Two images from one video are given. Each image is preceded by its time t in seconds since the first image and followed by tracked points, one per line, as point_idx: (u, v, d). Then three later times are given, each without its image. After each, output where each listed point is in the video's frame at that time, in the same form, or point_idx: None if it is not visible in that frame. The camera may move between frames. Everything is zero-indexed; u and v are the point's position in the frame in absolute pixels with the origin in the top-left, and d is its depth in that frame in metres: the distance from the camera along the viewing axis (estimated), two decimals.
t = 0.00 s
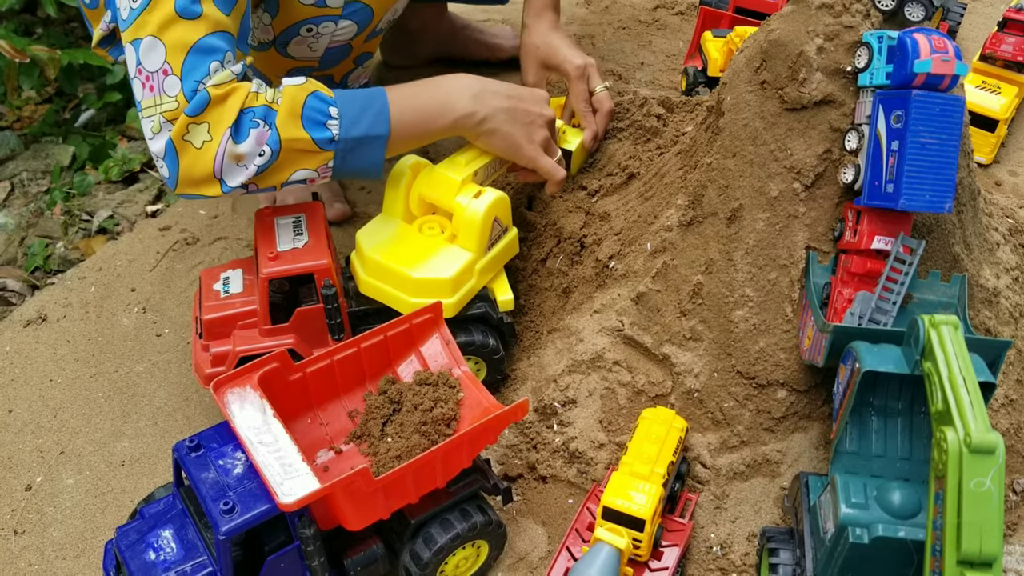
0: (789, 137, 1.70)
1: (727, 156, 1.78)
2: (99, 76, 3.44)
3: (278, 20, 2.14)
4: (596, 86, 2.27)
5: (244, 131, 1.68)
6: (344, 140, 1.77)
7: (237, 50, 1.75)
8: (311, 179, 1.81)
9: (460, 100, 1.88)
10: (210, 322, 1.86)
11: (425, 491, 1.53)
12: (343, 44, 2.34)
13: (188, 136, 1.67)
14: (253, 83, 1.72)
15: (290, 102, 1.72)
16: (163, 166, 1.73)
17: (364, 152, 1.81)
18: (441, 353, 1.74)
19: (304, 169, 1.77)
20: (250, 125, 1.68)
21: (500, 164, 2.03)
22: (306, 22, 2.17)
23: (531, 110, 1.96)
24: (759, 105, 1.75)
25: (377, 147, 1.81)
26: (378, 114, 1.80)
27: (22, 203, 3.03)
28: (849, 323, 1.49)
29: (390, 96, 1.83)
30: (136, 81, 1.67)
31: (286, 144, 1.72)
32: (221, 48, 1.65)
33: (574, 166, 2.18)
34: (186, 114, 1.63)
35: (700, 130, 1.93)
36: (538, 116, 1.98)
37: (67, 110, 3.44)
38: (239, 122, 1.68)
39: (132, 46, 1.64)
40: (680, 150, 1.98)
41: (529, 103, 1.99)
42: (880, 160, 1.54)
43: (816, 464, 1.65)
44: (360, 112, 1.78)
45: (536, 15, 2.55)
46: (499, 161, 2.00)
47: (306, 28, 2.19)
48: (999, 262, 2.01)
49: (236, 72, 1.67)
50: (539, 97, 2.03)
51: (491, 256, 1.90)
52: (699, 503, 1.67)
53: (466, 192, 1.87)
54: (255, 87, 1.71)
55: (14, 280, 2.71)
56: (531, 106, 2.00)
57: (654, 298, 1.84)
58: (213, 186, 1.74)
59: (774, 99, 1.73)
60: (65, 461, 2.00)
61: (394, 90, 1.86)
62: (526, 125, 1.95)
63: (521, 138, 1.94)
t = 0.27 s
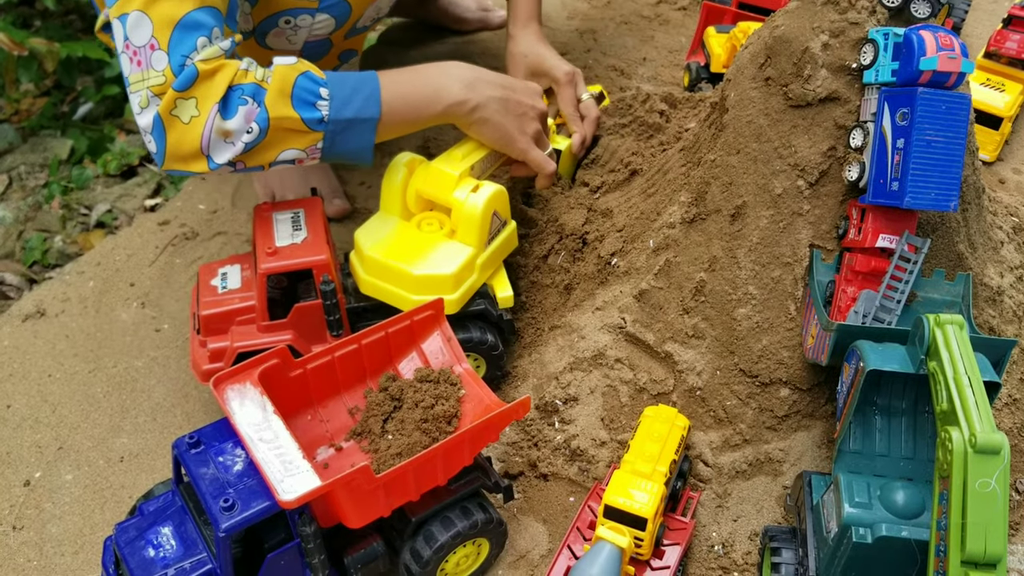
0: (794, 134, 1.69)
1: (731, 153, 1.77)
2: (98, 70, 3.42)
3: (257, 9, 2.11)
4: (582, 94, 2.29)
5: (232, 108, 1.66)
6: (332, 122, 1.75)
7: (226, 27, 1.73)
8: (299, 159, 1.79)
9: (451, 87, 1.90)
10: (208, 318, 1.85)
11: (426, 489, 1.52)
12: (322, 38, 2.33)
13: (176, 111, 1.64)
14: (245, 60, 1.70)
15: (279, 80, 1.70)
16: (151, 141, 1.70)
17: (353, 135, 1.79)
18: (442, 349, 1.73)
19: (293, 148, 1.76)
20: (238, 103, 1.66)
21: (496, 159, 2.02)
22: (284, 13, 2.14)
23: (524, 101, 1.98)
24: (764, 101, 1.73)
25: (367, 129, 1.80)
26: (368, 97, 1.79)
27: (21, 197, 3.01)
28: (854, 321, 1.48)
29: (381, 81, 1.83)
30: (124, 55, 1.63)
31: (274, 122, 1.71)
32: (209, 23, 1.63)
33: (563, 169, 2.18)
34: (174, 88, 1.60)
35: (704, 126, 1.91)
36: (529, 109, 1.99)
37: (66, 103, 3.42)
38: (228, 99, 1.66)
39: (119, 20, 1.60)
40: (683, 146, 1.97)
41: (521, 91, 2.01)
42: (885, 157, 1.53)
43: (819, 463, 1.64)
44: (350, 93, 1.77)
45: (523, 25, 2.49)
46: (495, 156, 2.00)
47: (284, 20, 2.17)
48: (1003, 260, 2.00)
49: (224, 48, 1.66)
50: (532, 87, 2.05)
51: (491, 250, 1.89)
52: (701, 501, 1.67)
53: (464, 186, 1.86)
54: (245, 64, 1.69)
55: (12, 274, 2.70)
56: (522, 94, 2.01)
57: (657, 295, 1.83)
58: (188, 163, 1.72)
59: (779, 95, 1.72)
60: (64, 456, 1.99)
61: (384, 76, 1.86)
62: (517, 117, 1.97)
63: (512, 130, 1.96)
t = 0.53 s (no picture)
0: (797, 132, 1.69)
1: (734, 151, 1.77)
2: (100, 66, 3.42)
3: None
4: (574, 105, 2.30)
5: (143, 73, 1.75)
6: (232, 103, 1.75)
7: None
8: (208, 132, 1.84)
9: (361, 86, 1.77)
10: (209, 313, 1.86)
11: (430, 485, 1.52)
12: (310, 19, 2.31)
13: (98, 68, 1.77)
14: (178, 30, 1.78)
15: (185, 54, 1.74)
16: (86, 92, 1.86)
17: (256, 118, 1.77)
18: (444, 345, 1.73)
19: (194, 122, 1.81)
20: (148, 72, 1.74)
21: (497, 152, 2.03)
22: None
23: (449, 101, 1.79)
24: (768, 99, 1.73)
25: (270, 114, 1.77)
26: (273, 83, 1.75)
27: (22, 192, 3.01)
28: (857, 319, 1.49)
29: (296, 68, 1.77)
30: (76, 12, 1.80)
31: (173, 95, 1.76)
32: None
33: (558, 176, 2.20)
34: (96, 47, 1.74)
35: (707, 124, 1.91)
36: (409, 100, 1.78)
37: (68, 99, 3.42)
38: (140, 65, 1.75)
39: None
40: (687, 144, 1.97)
41: (460, 84, 1.82)
42: (890, 155, 1.53)
43: (822, 461, 1.64)
44: (255, 78, 1.74)
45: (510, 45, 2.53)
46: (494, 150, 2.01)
47: None
48: (1006, 259, 2.00)
49: (155, 17, 1.78)
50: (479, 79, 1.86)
51: (493, 243, 1.89)
52: (704, 498, 1.67)
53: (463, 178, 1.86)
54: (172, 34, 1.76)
55: (14, 270, 2.70)
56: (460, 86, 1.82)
57: (660, 292, 1.83)
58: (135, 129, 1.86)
59: (783, 93, 1.71)
60: (66, 452, 1.99)
61: (302, 64, 1.79)
62: (441, 120, 1.79)
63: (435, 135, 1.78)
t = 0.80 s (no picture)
0: (801, 126, 1.69)
1: (737, 145, 1.76)
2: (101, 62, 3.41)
3: None
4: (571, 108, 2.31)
5: (108, 58, 2.10)
6: (161, 108, 2.03)
7: None
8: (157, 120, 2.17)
9: (247, 129, 1.92)
10: (209, 310, 1.86)
11: (432, 481, 1.52)
12: (347, 14, 2.20)
13: (82, 44, 2.13)
14: (144, 22, 2.10)
15: (131, 57, 2.06)
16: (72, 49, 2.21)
17: (181, 125, 2.05)
18: (447, 341, 1.73)
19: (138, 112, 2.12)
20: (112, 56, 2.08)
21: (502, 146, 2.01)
22: None
23: (352, 144, 1.78)
24: (772, 93, 1.72)
25: (187, 124, 2.03)
26: (190, 100, 1.98)
27: (23, 189, 3.01)
28: (861, 314, 1.48)
29: (213, 87, 1.98)
30: None
31: (117, 88, 2.10)
32: None
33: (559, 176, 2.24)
34: (80, 28, 2.09)
35: (710, 118, 1.90)
36: (310, 161, 1.82)
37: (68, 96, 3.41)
38: (109, 51, 2.09)
39: None
40: (689, 139, 1.96)
41: (322, 127, 1.83)
42: (894, 149, 1.52)
43: (825, 456, 1.64)
44: (180, 90, 1.99)
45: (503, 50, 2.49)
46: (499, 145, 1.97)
47: None
48: (1010, 254, 1.99)
49: (132, 12, 2.09)
50: (336, 129, 1.81)
51: (493, 241, 1.88)
52: (707, 494, 1.66)
53: (464, 175, 1.84)
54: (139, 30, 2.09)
55: (15, 266, 2.69)
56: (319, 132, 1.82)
57: (663, 287, 1.82)
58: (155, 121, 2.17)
59: (786, 87, 1.71)
60: (68, 448, 1.99)
61: (218, 91, 1.97)
62: (300, 170, 1.85)
63: (299, 196, 1.85)
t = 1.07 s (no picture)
0: (800, 122, 1.68)
1: (736, 141, 1.76)
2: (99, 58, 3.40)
3: None
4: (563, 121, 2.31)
5: (120, 60, 2.09)
6: (176, 109, 2.04)
7: None
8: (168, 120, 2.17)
9: (268, 131, 1.96)
10: (208, 306, 1.84)
11: (430, 477, 1.51)
12: (335, 11, 2.18)
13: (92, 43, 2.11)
14: (155, 21, 2.07)
15: (143, 60, 2.05)
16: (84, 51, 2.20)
17: (196, 125, 2.06)
18: (445, 337, 1.73)
19: (152, 113, 2.13)
20: (124, 58, 2.07)
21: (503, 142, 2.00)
22: None
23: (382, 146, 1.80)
24: (771, 89, 1.72)
25: (202, 126, 2.05)
26: (207, 102, 2.00)
27: (21, 184, 3.00)
28: (860, 311, 1.48)
29: (232, 89, 1.99)
30: None
31: (131, 91, 2.10)
32: None
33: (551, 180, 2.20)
34: (90, 29, 2.07)
35: (709, 115, 1.90)
36: (339, 166, 1.86)
37: (66, 92, 3.40)
38: (119, 52, 2.08)
39: None
40: (688, 135, 1.96)
41: (350, 130, 1.85)
42: (893, 145, 1.52)
43: (823, 453, 1.64)
44: (196, 92, 2.01)
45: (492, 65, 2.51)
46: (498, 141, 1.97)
47: None
48: (1009, 251, 1.99)
49: (141, 10, 2.06)
50: (365, 133, 1.84)
51: (491, 238, 1.87)
52: (705, 491, 1.66)
53: (464, 172, 1.83)
54: (148, 28, 2.05)
55: (12, 262, 2.69)
56: (348, 136, 1.85)
57: (661, 284, 1.82)
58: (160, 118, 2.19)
59: (786, 83, 1.70)
60: (64, 444, 1.99)
61: (240, 91, 1.99)
62: (331, 172, 1.89)
63: (329, 196, 1.90)
